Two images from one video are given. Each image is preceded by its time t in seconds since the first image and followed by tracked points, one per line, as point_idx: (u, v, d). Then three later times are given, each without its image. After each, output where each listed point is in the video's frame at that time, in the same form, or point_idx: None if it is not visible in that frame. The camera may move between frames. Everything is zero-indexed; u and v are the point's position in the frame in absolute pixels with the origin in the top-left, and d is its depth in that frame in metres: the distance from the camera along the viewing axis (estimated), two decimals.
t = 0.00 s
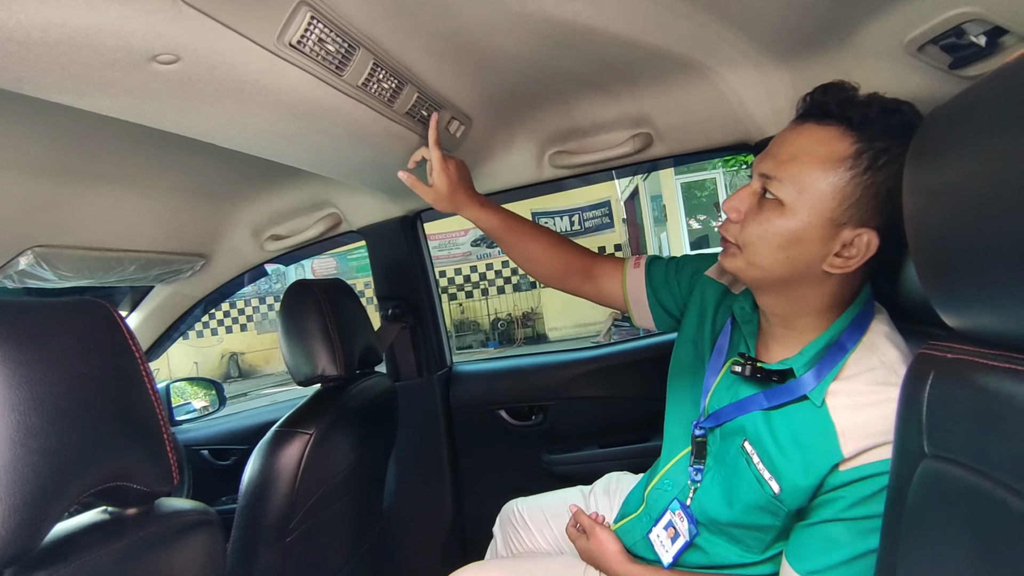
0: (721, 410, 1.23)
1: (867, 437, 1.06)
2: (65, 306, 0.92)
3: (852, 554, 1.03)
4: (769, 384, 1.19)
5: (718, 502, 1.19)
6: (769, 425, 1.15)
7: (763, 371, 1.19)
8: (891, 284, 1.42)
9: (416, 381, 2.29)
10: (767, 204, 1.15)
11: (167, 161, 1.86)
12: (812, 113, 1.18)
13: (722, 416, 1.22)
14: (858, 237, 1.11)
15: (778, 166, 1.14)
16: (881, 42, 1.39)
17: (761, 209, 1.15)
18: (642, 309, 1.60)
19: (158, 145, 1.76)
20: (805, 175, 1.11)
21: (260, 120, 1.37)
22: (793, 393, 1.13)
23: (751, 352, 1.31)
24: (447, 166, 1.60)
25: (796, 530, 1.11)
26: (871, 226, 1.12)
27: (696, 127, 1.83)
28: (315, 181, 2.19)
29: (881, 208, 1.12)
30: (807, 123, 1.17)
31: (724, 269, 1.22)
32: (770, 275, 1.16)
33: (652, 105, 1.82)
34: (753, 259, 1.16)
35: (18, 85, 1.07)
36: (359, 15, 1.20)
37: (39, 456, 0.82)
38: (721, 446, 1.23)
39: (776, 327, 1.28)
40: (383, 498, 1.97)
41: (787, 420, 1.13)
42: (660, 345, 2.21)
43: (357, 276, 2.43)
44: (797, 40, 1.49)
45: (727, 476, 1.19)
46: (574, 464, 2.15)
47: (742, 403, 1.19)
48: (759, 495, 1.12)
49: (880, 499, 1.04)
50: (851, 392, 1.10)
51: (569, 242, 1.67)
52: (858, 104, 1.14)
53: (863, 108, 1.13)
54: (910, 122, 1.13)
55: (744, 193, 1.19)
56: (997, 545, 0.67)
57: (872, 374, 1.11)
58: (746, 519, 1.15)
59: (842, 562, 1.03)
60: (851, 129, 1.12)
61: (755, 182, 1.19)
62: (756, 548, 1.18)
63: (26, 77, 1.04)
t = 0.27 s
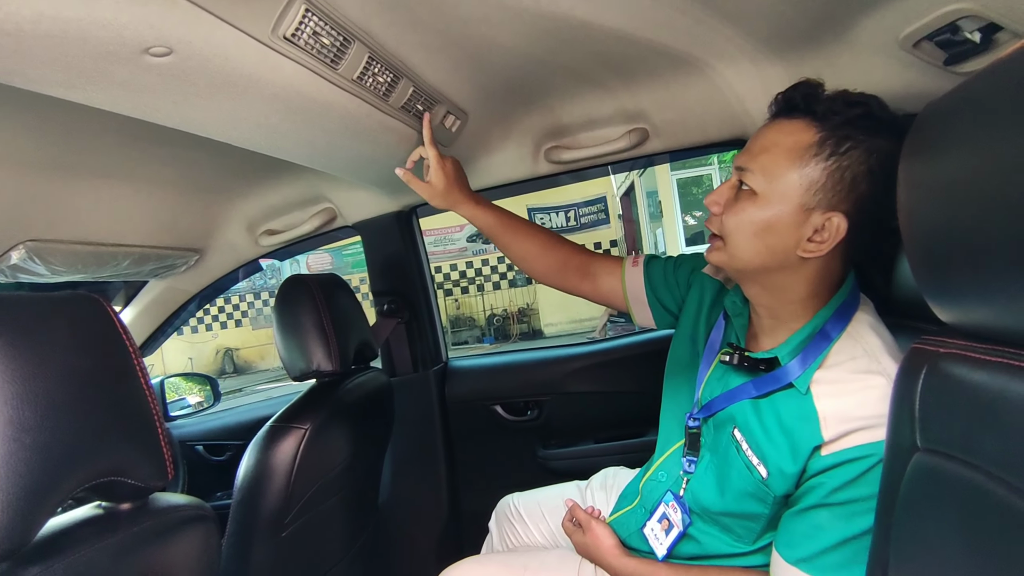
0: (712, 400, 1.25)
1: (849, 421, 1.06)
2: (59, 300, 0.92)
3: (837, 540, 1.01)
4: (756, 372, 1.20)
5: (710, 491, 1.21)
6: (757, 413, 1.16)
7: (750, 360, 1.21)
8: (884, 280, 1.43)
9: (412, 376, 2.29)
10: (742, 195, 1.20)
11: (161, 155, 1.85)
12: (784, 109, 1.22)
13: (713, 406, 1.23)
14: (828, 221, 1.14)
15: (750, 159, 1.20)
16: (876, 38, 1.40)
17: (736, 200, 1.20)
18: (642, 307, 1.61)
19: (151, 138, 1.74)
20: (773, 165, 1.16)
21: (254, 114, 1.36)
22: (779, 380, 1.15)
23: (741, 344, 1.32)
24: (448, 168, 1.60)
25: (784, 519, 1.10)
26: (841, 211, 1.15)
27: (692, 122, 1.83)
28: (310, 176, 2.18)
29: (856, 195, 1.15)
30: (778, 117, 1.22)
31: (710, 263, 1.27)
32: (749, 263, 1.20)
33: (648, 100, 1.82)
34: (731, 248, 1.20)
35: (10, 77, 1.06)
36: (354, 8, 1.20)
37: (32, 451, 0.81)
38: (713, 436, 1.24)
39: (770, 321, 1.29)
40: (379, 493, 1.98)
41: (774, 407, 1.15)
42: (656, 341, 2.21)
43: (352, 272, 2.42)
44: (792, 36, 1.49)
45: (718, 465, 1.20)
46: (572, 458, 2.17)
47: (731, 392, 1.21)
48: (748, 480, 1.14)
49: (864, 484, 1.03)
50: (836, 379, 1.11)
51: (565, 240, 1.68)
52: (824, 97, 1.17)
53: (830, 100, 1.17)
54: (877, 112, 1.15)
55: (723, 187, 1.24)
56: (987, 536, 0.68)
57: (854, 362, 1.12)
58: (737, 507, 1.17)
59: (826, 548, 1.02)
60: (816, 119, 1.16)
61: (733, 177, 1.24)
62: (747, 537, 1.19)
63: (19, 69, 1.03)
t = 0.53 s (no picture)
0: (709, 393, 1.25)
1: (844, 416, 1.06)
2: (49, 290, 0.91)
3: (829, 534, 1.02)
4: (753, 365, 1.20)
5: (705, 484, 1.21)
6: (753, 406, 1.16)
7: (746, 353, 1.22)
8: (877, 272, 1.44)
9: (407, 368, 2.28)
10: (738, 184, 1.20)
11: (152, 144, 1.83)
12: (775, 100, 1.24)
13: (709, 400, 1.23)
14: (824, 206, 1.15)
15: (744, 149, 1.20)
16: (873, 31, 1.39)
17: (732, 190, 1.20)
18: (637, 296, 1.61)
19: (143, 127, 1.73)
20: (768, 152, 1.16)
21: (246, 103, 1.35)
22: (776, 374, 1.15)
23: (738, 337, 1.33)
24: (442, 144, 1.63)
25: (778, 512, 1.10)
26: (837, 195, 1.15)
27: (688, 114, 1.83)
28: (304, 167, 2.17)
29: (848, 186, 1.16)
30: (770, 109, 1.23)
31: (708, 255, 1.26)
32: (747, 253, 1.19)
33: (644, 92, 1.81)
34: (729, 238, 1.20)
35: None
36: None
37: (22, 442, 0.81)
38: (708, 429, 1.24)
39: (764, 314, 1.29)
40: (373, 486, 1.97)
41: (770, 401, 1.15)
42: (650, 333, 2.22)
43: (346, 264, 2.41)
44: (789, 28, 1.49)
45: (714, 458, 1.20)
46: (565, 450, 2.16)
47: (728, 385, 1.21)
48: (743, 474, 1.14)
49: (855, 479, 1.04)
50: (832, 374, 1.11)
51: (562, 228, 1.67)
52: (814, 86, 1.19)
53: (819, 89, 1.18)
54: (867, 99, 1.17)
55: (718, 179, 1.24)
56: (980, 527, 0.68)
57: (850, 356, 1.12)
58: (731, 500, 1.17)
59: (818, 542, 1.03)
60: (808, 106, 1.17)
61: (727, 169, 1.25)
62: (741, 530, 1.20)
63: (6, 55, 1.02)
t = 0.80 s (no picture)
0: (701, 382, 1.26)
1: (834, 403, 1.07)
2: (39, 279, 0.89)
3: (820, 521, 1.02)
4: (744, 354, 1.21)
5: (697, 472, 1.22)
6: (744, 395, 1.17)
7: (738, 342, 1.22)
8: (871, 263, 1.44)
9: (400, 359, 2.28)
10: (732, 174, 1.20)
11: (143, 132, 1.81)
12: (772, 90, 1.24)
13: (701, 388, 1.24)
14: (818, 196, 1.14)
15: (739, 139, 1.21)
16: (869, 21, 1.39)
17: (727, 180, 1.21)
18: (632, 285, 1.61)
19: (133, 114, 1.71)
20: (763, 142, 1.16)
21: (238, 89, 1.33)
22: (766, 362, 1.16)
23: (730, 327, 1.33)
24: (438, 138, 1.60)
25: (769, 500, 1.10)
26: (831, 185, 1.15)
27: (683, 104, 1.82)
28: (297, 155, 2.15)
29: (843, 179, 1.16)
30: (765, 100, 1.23)
31: (703, 246, 1.27)
32: (740, 243, 1.19)
33: (640, 82, 1.80)
34: (723, 228, 1.20)
35: None
36: None
37: (11, 432, 0.80)
38: (700, 417, 1.25)
39: (758, 304, 1.29)
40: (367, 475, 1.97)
41: (761, 389, 1.16)
42: (644, 324, 2.22)
43: (340, 255, 2.41)
44: (785, 17, 1.48)
45: (705, 445, 1.22)
46: (559, 440, 2.16)
47: (719, 374, 1.22)
48: (734, 461, 1.15)
49: (846, 465, 1.03)
50: (822, 362, 1.12)
51: (559, 216, 1.67)
52: (811, 76, 1.19)
53: (816, 79, 1.18)
54: (863, 90, 1.17)
55: (713, 169, 1.25)
56: (969, 513, 0.68)
57: (840, 346, 1.13)
58: (723, 487, 1.18)
59: (809, 529, 1.03)
60: (804, 96, 1.17)
61: (723, 159, 1.25)
62: (733, 517, 1.20)
63: None
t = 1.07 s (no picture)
0: (694, 370, 1.26)
1: (824, 390, 1.07)
2: (28, 264, 0.88)
3: (810, 507, 1.03)
4: (736, 341, 1.21)
5: (689, 459, 1.22)
6: (736, 382, 1.17)
7: (730, 329, 1.21)
8: (864, 252, 1.44)
9: (395, 347, 2.28)
10: (718, 159, 1.23)
11: (132, 116, 1.79)
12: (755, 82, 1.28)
13: (694, 376, 1.24)
14: (801, 173, 1.16)
15: (723, 126, 1.25)
16: (865, 9, 1.38)
17: (713, 166, 1.24)
18: (626, 274, 1.61)
19: (123, 98, 1.68)
20: (746, 126, 1.20)
21: (228, 72, 1.32)
22: (758, 349, 1.16)
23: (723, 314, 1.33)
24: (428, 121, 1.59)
25: (760, 487, 1.12)
26: (814, 163, 1.17)
27: (678, 91, 1.81)
28: (289, 141, 2.13)
29: (827, 160, 1.18)
30: (748, 90, 1.28)
31: (695, 236, 1.28)
32: (729, 225, 1.21)
33: (635, 68, 1.79)
34: (711, 212, 1.22)
35: None
36: None
37: None
38: (693, 404, 1.25)
39: (752, 292, 1.29)
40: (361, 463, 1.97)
41: (753, 376, 1.16)
42: (638, 313, 2.22)
43: (333, 244, 2.39)
44: (781, 4, 1.47)
45: (697, 432, 1.22)
46: (552, 427, 2.16)
47: (712, 361, 1.22)
48: (726, 448, 1.15)
49: (835, 452, 1.04)
50: (814, 350, 1.12)
51: (550, 203, 1.66)
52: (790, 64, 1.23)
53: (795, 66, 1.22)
54: (841, 73, 1.20)
55: (702, 159, 1.28)
56: (958, 499, 0.69)
57: (831, 333, 1.13)
58: (714, 474, 1.18)
59: (800, 515, 1.04)
60: (783, 82, 1.21)
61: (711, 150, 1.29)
62: (725, 504, 1.21)
63: None
